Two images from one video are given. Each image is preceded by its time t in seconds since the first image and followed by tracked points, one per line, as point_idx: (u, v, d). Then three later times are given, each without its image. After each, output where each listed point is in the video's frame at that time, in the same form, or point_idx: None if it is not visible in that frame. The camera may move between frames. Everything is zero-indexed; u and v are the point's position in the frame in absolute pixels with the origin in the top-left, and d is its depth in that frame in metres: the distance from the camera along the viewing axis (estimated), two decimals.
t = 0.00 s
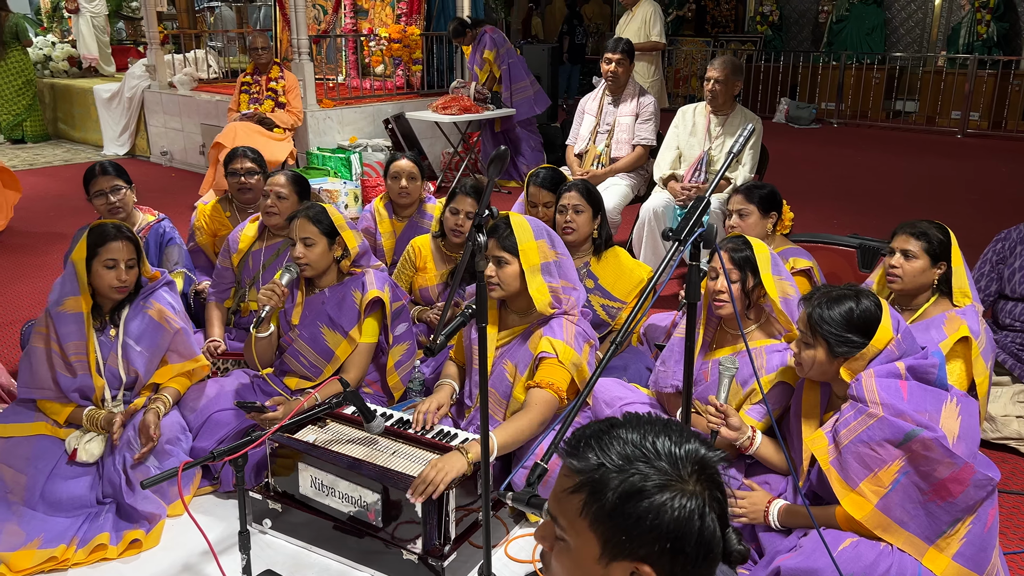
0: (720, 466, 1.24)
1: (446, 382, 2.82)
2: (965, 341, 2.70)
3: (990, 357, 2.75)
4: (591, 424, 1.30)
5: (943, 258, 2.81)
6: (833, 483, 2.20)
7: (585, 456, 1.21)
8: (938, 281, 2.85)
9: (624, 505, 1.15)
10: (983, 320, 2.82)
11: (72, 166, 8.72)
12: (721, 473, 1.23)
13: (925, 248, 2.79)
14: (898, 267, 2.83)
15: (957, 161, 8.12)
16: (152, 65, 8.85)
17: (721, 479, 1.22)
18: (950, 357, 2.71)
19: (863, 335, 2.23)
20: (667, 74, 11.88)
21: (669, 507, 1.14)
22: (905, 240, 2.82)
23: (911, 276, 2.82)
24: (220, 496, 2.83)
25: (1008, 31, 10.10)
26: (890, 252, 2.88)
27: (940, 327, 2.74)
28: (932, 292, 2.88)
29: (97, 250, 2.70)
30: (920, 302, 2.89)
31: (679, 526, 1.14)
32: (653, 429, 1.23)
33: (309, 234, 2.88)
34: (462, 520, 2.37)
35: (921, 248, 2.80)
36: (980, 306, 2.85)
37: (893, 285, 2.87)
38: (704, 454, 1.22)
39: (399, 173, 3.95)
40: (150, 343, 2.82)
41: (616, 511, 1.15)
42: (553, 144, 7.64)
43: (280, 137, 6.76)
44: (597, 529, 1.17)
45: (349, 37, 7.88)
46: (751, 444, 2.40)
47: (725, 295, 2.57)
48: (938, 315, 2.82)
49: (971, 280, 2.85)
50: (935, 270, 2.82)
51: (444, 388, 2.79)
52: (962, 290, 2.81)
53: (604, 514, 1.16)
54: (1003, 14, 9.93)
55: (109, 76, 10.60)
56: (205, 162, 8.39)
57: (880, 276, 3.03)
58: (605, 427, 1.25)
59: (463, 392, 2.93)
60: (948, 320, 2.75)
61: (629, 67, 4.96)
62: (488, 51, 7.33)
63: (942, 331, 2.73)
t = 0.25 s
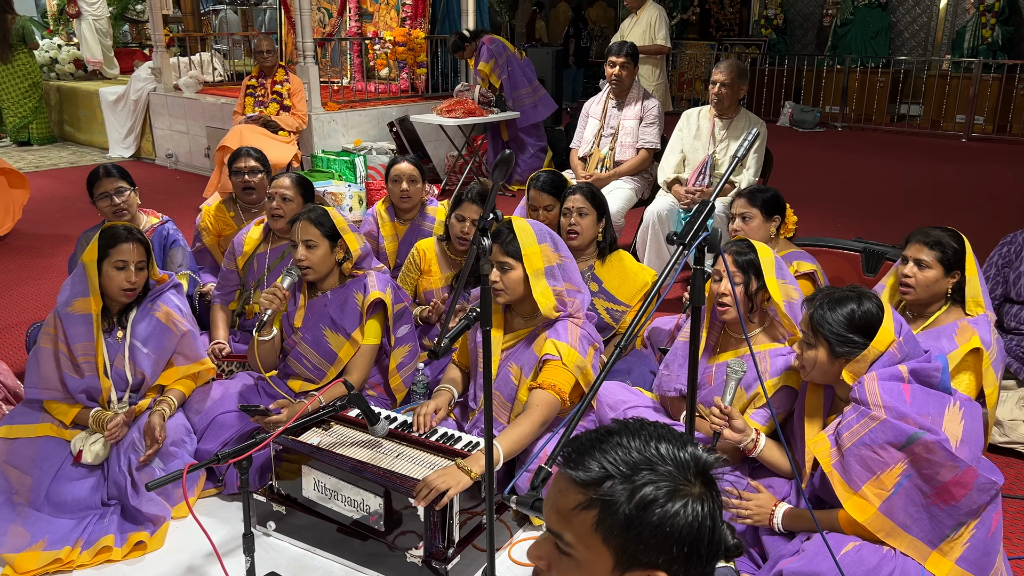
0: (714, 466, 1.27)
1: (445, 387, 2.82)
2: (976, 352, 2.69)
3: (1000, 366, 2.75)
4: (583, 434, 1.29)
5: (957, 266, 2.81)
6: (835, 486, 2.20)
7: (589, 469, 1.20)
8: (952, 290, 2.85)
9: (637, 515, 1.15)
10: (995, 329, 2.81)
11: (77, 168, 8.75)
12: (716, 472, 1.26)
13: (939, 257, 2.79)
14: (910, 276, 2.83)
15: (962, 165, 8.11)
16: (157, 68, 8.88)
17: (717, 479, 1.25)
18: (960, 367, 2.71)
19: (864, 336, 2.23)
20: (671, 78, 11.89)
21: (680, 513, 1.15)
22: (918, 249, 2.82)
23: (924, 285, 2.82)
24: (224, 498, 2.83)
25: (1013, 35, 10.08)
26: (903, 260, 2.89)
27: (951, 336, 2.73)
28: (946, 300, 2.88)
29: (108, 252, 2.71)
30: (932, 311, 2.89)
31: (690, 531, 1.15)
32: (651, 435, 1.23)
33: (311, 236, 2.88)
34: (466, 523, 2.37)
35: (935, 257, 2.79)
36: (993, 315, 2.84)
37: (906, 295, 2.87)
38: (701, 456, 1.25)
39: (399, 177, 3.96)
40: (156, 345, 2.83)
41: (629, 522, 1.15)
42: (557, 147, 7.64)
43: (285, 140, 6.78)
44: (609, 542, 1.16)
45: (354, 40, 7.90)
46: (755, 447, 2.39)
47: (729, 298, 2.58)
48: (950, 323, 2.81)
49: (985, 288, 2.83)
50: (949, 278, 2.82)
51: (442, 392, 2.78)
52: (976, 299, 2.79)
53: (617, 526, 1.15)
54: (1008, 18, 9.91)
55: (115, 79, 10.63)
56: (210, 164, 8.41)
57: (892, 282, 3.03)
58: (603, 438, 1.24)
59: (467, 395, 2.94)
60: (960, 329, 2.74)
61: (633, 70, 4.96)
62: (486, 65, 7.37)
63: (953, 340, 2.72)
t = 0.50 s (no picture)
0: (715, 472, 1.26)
1: (443, 394, 2.80)
2: (983, 364, 2.69)
3: (1008, 379, 2.75)
4: (583, 437, 1.28)
5: (967, 276, 2.78)
6: (837, 491, 2.20)
7: (589, 472, 1.19)
8: (961, 299, 2.84)
9: (638, 519, 1.15)
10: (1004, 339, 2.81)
11: (80, 171, 8.76)
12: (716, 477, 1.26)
13: (949, 267, 2.77)
14: (920, 285, 2.82)
15: (965, 169, 8.10)
16: (160, 72, 8.91)
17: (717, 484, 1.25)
18: (967, 379, 2.71)
19: (862, 340, 2.24)
20: (674, 81, 11.89)
21: (681, 518, 1.15)
22: (928, 258, 2.81)
23: (933, 293, 2.80)
24: (225, 501, 2.83)
25: (1016, 38, 10.07)
26: (913, 268, 2.88)
27: (958, 347, 2.73)
28: (954, 310, 2.86)
29: (102, 255, 2.71)
30: (942, 319, 2.88)
31: (690, 536, 1.15)
32: (652, 439, 1.23)
33: (310, 239, 2.88)
34: (467, 526, 2.37)
35: (945, 266, 2.78)
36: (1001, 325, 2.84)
37: (915, 303, 2.86)
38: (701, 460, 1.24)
39: (394, 180, 3.96)
40: (156, 347, 2.83)
41: (630, 526, 1.14)
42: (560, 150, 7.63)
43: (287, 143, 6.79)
44: (609, 546, 1.16)
45: (356, 43, 7.91)
46: (756, 453, 2.39)
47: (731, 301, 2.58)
48: (959, 332, 2.80)
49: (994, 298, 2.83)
50: (958, 288, 2.80)
51: (440, 398, 2.78)
52: (985, 309, 2.79)
53: (618, 530, 1.15)
54: (1010, 21, 9.91)
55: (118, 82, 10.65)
56: (213, 167, 8.42)
57: (900, 287, 3.00)
58: (603, 441, 1.24)
59: (468, 398, 2.94)
60: (968, 339, 2.75)
61: (635, 74, 4.97)
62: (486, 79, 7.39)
63: (960, 351, 2.72)
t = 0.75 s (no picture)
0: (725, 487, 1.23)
1: (441, 395, 2.81)
2: (982, 369, 2.67)
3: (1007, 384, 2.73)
4: (598, 434, 1.29)
5: (966, 282, 2.80)
6: (835, 496, 2.20)
7: (587, 466, 1.21)
8: (960, 304, 2.85)
9: (627, 519, 1.14)
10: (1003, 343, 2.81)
11: (81, 174, 8.77)
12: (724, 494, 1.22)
13: (946, 274, 2.78)
14: (919, 292, 2.83)
15: (965, 172, 8.10)
16: (161, 75, 8.92)
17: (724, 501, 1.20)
18: (965, 384, 2.69)
19: (862, 345, 2.23)
20: (674, 84, 11.90)
21: (671, 525, 1.13)
22: (925, 265, 2.81)
23: (932, 300, 2.81)
24: (224, 504, 2.83)
25: (1015, 41, 10.08)
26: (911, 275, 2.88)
27: (958, 351, 2.72)
28: (953, 314, 2.88)
29: (91, 258, 2.71)
30: (941, 324, 2.89)
31: (679, 545, 1.13)
32: (657, 444, 1.22)
33: (310, 242, 2.89)
34: (465, 530, 2.37)
35: (942, 273, 2.79)
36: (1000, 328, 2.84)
37: (914, 309, 2.87)
38: (708, 473, 1.21)
39: (388, 184, 3.96)
40: (151, 350, 2.84)
41: (617, 524, 1.14)
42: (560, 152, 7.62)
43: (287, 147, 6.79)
44: (596, 542, 1.16)
45: (357, 46, 7.92)
46: (755, 457, 2.39)
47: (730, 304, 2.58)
48: (959, 336, 2.81)
49: (993, 302, 2.84)
50: (957, 294, 2.82)
51: (439, 399, 2.78)
52: (984, 314, 2.80)
53: (605, 526, 1.15)
54: (1010, 24, 9.92)
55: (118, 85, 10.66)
56: (213, 170, 8.43)
57: (899, 292, 3.02)
58: (610, 439, 1.24)
59: (466, 401, 2.94)
60: (967, 344, 2.73)
61: (634, 77, 4.98)
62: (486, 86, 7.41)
63: (960, 356, 2.70)
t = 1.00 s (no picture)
0: (731, 500, 1.20)
1: (441, 397, 2.81)
2: (977, 367, 2.68)
3: (1002, 382, 2.74)
4: (618, 431, 1.30)
5: (956, 281, 2.80)
6: (836, 499, 2.20)
7: (592, 458, 1.22)
8: (952, 303, 2.85)
9: (615, 512, 1.15)
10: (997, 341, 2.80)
11: (81, 178, 8.78)
12: (730, 506, 1.18)
13: (936, 275, 2.78)
14: (910, 294, 2.83)
15: (965, 174, 8.11)
16: (161, 78, 8.94)
17: (727, 513, 1.17)
18: (961, 382, 2.70)
19: (863, 350, 2.24)
20: (673, 87, 11.91)
21: (657, 525, 1.13)
22: (914, 267, 2.82)
23: (924, 302, 2.82)
24: (224, 508, 2.83)
25: (1015, 43, 10.09)
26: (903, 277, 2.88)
27: (952, 350, 2.73)
28: (947, 313, 2.88)
29: (86, 262, 2.72)
30: (935, 324, 2.89)
31: (662, 546, 1.12)
32: (666, 446, 1.21)
33: (313, 246, 2.89)
34: (465, 533, 2.37)
35: (932, 275, 2.79)
36: (994, 327, 2.83)
37: (906, 311, 2.87)
38: (713, 483, 1.19)
39: (385, 189, 3.97)
40: (149, 354, 2.85)
41: (606, 516, 1.15)
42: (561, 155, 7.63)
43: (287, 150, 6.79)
44: (585, 531, 1.18)
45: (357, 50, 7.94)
46: (754, 459, 2.38)
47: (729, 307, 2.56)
48: (952, 335, 2.81)
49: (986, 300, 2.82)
50: (948, 294, 2.82)
51: (438, 402, 2.78)
52: (977, 312, 2.79)
53: (595, 515, 1.17)
54: (1009, 27, 9.94)
55: (118, 89, 10.68)
56: (213, 174, 8.44)
57: (892, 294, 3.04)
58: (622, 435, 1.25)
59: (466, 403, 2.94)
60: (961, 343, 2.74)
61: (633, 80, 4.98)
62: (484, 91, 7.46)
63: (954, 354, 2.71)
